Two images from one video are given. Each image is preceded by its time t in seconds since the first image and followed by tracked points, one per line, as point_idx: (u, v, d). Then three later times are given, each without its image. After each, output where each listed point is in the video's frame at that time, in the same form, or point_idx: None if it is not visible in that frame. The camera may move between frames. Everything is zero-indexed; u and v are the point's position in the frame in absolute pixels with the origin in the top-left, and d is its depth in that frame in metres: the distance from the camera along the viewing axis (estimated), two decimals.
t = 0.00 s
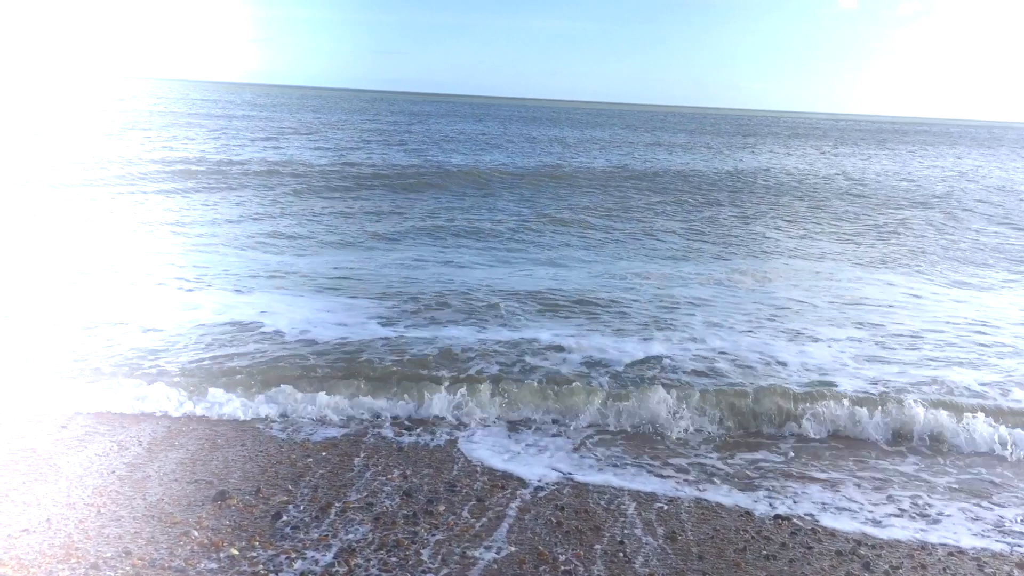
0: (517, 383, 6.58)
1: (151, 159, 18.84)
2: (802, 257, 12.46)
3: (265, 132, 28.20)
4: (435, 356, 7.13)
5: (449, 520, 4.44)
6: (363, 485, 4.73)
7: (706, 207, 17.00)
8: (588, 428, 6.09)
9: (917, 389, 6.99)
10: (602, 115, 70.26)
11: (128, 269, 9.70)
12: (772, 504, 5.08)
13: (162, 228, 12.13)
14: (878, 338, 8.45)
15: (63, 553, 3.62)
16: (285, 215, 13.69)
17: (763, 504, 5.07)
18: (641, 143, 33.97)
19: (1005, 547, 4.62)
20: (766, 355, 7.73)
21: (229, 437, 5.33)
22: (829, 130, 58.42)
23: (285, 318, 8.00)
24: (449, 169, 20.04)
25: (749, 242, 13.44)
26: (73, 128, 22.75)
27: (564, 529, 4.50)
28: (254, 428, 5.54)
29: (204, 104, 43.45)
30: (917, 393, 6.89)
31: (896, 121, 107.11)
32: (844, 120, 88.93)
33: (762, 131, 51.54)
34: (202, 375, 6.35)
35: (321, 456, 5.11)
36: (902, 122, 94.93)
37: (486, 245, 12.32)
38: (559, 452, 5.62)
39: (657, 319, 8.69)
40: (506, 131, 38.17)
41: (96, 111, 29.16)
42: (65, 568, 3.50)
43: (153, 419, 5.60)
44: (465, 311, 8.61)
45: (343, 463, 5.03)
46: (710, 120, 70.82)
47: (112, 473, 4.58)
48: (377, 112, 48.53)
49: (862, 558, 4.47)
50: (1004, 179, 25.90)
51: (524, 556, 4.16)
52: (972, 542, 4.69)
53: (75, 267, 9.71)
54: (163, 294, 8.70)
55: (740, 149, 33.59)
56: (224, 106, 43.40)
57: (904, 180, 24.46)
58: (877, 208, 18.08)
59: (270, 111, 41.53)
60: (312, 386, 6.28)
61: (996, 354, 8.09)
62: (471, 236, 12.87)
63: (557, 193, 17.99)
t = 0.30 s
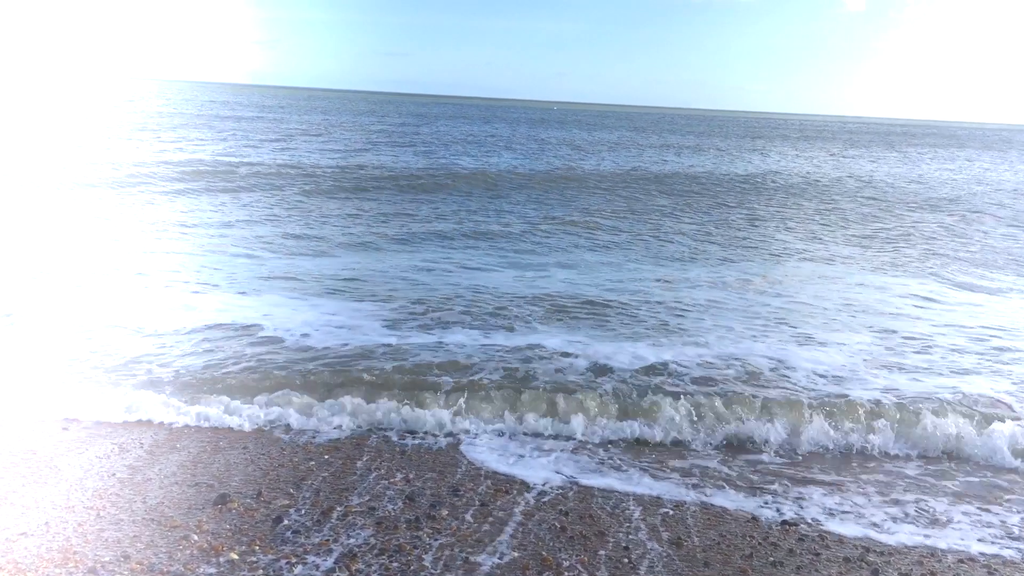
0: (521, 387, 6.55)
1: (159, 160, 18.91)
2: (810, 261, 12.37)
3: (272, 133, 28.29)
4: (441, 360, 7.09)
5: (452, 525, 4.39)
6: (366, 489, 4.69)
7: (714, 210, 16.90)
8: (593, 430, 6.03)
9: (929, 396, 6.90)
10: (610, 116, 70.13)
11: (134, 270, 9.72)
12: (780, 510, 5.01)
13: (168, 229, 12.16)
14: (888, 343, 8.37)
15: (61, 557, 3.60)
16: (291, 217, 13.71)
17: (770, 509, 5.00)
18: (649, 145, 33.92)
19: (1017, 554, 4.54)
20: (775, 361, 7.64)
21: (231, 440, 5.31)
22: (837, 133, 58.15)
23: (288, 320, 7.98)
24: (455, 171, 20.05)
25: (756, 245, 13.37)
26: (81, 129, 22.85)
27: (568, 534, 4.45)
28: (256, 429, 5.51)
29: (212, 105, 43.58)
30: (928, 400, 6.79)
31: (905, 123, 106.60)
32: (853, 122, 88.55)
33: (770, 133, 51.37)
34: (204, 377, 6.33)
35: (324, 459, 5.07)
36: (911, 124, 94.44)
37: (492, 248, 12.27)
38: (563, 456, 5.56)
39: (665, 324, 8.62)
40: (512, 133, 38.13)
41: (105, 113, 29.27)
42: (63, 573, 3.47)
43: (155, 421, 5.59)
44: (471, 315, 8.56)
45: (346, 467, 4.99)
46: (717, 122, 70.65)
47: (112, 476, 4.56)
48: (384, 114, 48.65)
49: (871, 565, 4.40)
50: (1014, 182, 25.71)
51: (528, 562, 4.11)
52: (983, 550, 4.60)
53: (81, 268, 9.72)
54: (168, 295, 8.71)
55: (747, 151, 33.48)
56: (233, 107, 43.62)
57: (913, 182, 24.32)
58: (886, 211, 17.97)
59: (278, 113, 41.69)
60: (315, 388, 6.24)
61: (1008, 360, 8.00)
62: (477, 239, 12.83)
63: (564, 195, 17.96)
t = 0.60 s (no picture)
0: (523, 388, 6.54)
1: (163, 159, 18.94)
2: (815, 261, 12.32)
3: (277, 133, 28.32)
4: (444, 361, 7.06)
5: (453, 527, 4.36)
6: (367, 490, 4.66)
7: (720, 211, 16.82)
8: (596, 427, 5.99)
9: (935, 398, 6.84)
10: (614, 116, 69.92)
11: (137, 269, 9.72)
12: (784, 511, 4.96)
13: (172, 228, 12.18)
14: (895, 345, 8.31)
15: (59, 558, 3.58)
16: (295, 217, 13.71)
17: (774, 511, 4.96)
18: (653, 145, 33.90)
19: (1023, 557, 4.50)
20: (780, 363, 7.58)
21: (232, 439, 5.29)
22: (842, 133, 57.99)
23: (289, 320, 7.96)
24: (459, 171, 20.05)
25: (760, 245, 13.33)
26: (86, 130, 22.88)
27: (571, 536, 4.41)
28: (259, 428, 5.49)
29: (217, 104, 43.63)
30: (936, 404, 6.72)
31: (911, 124, 106.26)
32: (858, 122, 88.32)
33: (775, 133, 51.27)
34: (206, 376, 6.33)
35: (325, 459, 5.05)
36: (916, 124, 94.15)
37: (496, 248, 12.22)
38: (565, 456, 5.52)
39: (669, 326, 8.57)
40: (517, 132, 38.07)
41: (109, 113, 29.31)
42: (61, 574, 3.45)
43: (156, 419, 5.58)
44: (475, 316, 8.52)
45: (347, 467, 4.97)
46: (722, 122, 70.58)
47: (112, 475, 4.54)
48: (389, 113, 48.69)
49: (875, 568, 4.35)
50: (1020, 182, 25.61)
51: (530, 564, 4.07)
52: (991, 553, 4.55)
53: (84, 268, 9.72)
54: (171, 294, 8.72)
55: (752, 151, 33.43)
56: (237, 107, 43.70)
57: (919, 182, 24.23)
58: (891, 211, 17.91)
59: (282, 113, 41.75)
60: (318, 387, 6.22)
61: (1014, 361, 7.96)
62: (481, 240, 12.80)
63: (568, 195, 17.94)
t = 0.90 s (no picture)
0: (525, 388, 6.51)
1: (168, 156, 18.93)
2: (822, 260, 12.26)
3: (281, 130, 28.30)
4: (446, 362, 7.02)
5: (455, 526, 4.32)
6: (368, 489, 4.63)
7: (725, 209, 16.72)
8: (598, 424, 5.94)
9: (941, 399, 6.80)
10: (620, 113, 69.66)
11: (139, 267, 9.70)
12: (789, 511, 4.92)
13: (176, 226, 12.17)
14: (901, 344, 8.26)
15: (56, 558, 3.56)
16: (299, 215, 13.69)
17: (778, 511, 4.91)
18: (659, 143, 33.79)
19: None
20: (786, 363, 7.52)
21: (232, 438, 5.27)
22: (848, 131, 57.76)
23: (291, 319, 7.93)
24: (463, 169, 20.02)
25: (766, 243, 13.26)
26: (91, 127, 22.90)
27: (574, 536, 4.37)
28: (260, 425, 5.45)
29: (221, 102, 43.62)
30: (944, 407, 6.62)
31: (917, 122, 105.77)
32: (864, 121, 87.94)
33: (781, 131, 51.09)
34: (207, 375, 6.30)
35: (326, 459, 5.01)
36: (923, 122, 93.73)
37: (499, 247, 12.16)
38: (568, 455, 5.47)
39: (674, 326, 8.49)
40: (521, 130, 37.99)
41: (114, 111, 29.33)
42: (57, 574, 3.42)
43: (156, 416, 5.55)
44: (479, 315, 8.49)
45: (348, 466, 4.94)
46: (727, 120, 70.36)
47: (111, 474, 4.52)
48: (394, 111, 48.63)
49: (882, 569, 4.30)
50: None
51: (532, 564, 4.03)
52: (998, 554, 4.50)
53: (86, 265, 9.70)
54: (173, 292, 8.70)
55: (758, 149, 33.32)
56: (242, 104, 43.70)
57: (926, 181, 24.11)
58: (898, 210, 17.82)
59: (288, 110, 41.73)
60: (320, 386, 6.18)
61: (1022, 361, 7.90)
62: (486, 238, 12.76)
63: (572, 193, 17.90)
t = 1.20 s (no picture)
0: (529, 385, 6.46)
1: (172, 152, 18.92)
2: (829, 256, 12.19)
3: (286, 125, 28.29)
4: (448, 360, 6.97)
5: (457, 524, 4.29)
6: (369, 486, 4.60)
7: (731, 205, 16.64)
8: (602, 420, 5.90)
9: (949, 396, 6.75)
10: (626, 108, 69.36)
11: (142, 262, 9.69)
12: (794, 509, 4.87)
13: (180, 221, 12.16)
14: (908, 341, 8.20)
15: (55, 555, 3.54)
16: (303, 211, 13.68)
17: (783, 508, 4.87)
18: (665, 138, 33.66)
19: None
20: (792, 359, 7.47)
21: (234, 433, 5.24)
22: (855, 126, 57.51)
23: (294, 316, 7.90)
24: (468, 165, 19.97)
25: (773, 239, 13.19)
26: (96, 122, 22.91)
27: (577, 533, 4.33)
28: (261, 420, 5.42)
29: (226, 97, 43.65)
30: (953, 406, 6.54)
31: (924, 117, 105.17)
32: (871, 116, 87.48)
33: (787, 127, 50.87)
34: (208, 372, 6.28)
35: (328, 455, 4.98)
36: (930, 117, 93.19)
37: (503, 242, 12.11)
38: (572, 451, 5.43)
39: (678, 323, 8.42)
40: (527, 125, 37.92)
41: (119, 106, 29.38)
42: (56, 571, 3.40)
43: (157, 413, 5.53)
44: (483, 311, 8.45)
45: (349, 462, 4.91)
46: (733, 115, 70.10)
47: (111, 470, 4.50)
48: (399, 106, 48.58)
49: (888, 568, 4.25)
50: None
51: (535, 562, 4.00)
52: (1006, 552, 4.45)
53: (89, 260, 9.69)
54: (176, 288, 8.69)
55: (764, 145, 33.17)
56: (248, 99, 43.68)
57: (934, 177, 23.99)
58: (905, 205, 17.72)
59: (293, 105, 41.72)
60: (321, 384, 6.15)
61: None
62: (491, 234, 12.72)
63: (578, 189, 17.85)
